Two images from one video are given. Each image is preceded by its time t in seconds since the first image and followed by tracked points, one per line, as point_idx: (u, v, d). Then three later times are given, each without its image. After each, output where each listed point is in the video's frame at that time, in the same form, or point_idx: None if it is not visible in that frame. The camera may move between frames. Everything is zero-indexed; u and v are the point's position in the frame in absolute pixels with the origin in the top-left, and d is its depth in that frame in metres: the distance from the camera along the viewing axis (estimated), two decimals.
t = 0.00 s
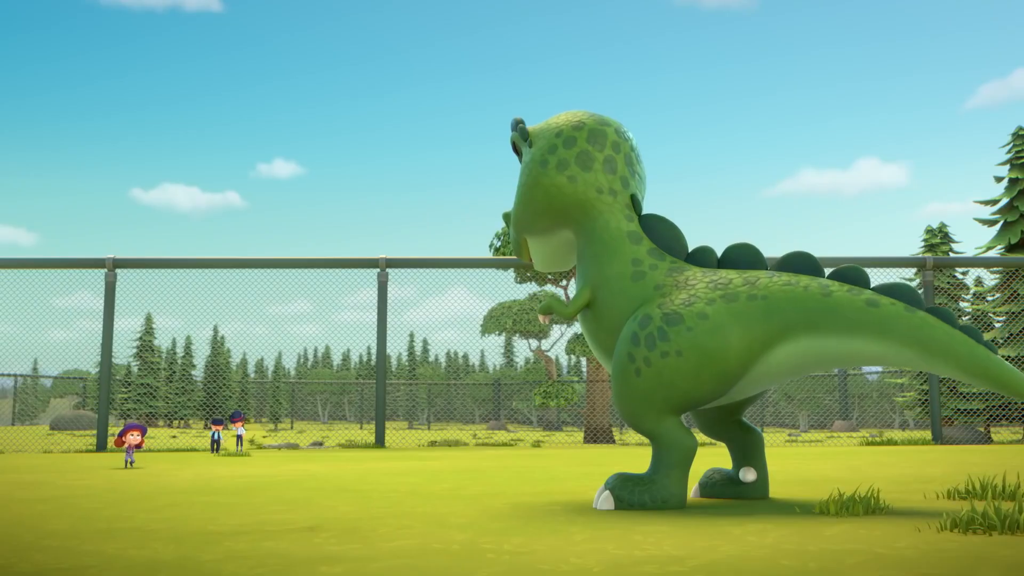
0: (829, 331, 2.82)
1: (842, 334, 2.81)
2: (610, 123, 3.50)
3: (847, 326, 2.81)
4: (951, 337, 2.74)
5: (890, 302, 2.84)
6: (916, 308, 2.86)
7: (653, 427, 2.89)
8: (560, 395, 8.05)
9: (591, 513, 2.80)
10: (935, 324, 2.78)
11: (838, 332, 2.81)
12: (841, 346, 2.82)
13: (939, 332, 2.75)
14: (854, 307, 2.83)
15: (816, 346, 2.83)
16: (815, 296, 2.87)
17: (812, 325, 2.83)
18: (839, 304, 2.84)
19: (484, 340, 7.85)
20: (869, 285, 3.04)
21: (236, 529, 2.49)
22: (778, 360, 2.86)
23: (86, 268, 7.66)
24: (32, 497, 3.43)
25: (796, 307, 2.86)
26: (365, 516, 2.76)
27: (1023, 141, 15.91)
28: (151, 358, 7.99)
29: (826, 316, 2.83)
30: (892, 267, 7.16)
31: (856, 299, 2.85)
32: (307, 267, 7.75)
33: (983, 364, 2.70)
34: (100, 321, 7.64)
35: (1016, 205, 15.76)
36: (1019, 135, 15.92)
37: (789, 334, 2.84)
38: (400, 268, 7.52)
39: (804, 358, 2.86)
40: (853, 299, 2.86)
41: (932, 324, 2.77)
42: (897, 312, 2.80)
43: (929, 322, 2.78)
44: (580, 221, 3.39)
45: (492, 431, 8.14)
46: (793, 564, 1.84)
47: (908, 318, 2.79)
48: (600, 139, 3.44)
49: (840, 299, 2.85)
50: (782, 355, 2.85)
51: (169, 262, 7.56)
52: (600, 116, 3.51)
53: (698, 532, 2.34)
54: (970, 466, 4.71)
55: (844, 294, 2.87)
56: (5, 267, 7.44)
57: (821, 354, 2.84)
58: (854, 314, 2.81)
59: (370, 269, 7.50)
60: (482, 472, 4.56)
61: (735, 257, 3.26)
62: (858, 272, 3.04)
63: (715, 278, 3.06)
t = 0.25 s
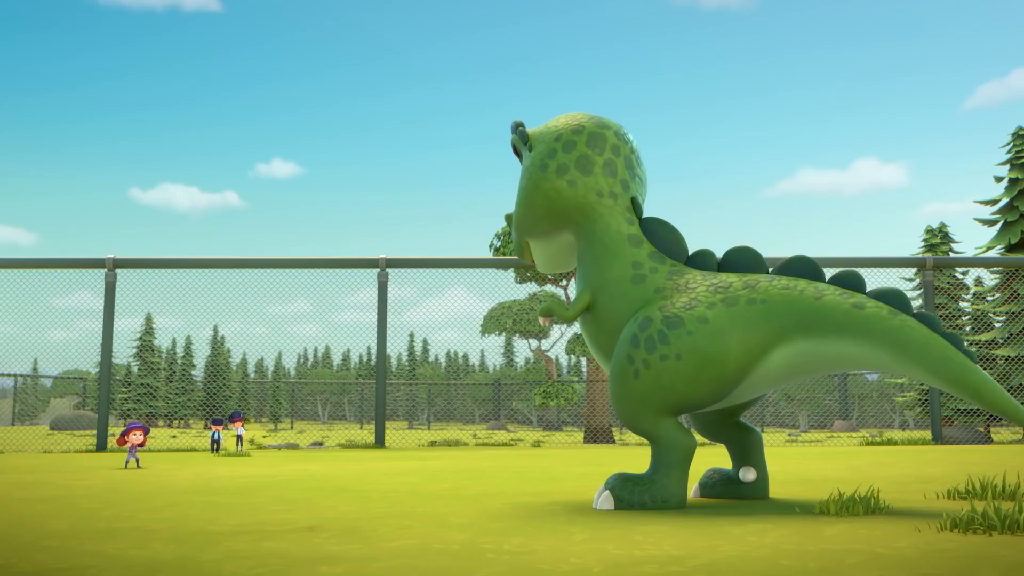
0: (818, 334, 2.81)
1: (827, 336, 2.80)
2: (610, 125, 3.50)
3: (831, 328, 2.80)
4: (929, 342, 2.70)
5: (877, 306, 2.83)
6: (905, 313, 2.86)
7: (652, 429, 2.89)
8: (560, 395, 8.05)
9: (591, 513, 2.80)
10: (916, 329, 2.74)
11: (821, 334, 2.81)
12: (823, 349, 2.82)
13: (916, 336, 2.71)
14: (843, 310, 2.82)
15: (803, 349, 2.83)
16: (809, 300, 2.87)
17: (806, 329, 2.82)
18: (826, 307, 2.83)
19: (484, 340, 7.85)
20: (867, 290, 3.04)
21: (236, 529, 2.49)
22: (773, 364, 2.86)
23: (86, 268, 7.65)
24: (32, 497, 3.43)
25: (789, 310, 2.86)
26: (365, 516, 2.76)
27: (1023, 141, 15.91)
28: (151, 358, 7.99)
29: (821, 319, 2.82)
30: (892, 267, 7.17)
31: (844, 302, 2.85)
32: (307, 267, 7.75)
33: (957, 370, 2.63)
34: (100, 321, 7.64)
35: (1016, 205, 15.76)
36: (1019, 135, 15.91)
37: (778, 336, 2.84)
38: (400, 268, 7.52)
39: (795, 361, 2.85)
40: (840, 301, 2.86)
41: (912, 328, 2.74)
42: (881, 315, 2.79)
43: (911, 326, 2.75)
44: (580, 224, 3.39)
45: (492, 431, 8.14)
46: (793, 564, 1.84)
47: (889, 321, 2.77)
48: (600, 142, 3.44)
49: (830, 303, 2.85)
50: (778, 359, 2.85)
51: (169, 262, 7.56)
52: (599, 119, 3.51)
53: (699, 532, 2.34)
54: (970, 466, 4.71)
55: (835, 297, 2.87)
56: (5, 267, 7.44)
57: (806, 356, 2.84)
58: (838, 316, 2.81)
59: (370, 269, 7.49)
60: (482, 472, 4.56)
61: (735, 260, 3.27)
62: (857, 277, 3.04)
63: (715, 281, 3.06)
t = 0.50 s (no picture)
0: (817, 336, 2.82)
1: (826, 339, 2.81)
2: (610, 127, 3.49)
3: (830, 331, 2.81)
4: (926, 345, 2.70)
5: (877, 311, 2.83)
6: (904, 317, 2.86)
7: (651, 429, 2.89)
8: (560, 395, 8.05)
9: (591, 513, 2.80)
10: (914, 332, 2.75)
11: (818, 336, 2.82)
12: (821, 352, 2.82)
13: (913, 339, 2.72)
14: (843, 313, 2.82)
15: (801, 352, 2.83)
16: (810, 304, 2.87)
17: (807, 332, 2.83)
18: (826, 310, 2.84)
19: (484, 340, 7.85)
20: (868, 295, 3.04)
21: (236, 529, 2.49)
22: (773, 367, 2.85)
23: (86, 268, 7.65)
24: (32, 497, 3.43)
25: (789, 313, 2.86)
26: (365, 516, 2.76)
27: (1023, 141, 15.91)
28: (151, 358, 8.00)
29: (822, 323, 2.82)
30: (891, 267, 7.16)
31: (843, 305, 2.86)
32: (307, 267, 7.75)
33: (951, 373, 2.64)
34: (100, 321, 7.64)
35: (1016, 205, 15.76)
36: (1019, 135, 15.91)
37: (778, 339, 2.84)
38: (400, 268, 7.52)
39: (794, 364, 2.85)
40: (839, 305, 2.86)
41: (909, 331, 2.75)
42: (879, 319, 2.80)
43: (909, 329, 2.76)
44: (580, 226, 3.39)
45: (492, 431, 8.14)
46: (793, 564, 1.84)
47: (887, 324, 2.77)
48: (600, 144, 3.44)
49: (830, 306, 2.85)
50: (778, 362, 2.85)
51: (169, 262, 7.56)
52: (599, 121, 3.50)
53: (699, 532, 2.34)
54: (970, 466, 4.71)
55: (835, 301, 2.88)
56: (5, 267, 7.44)
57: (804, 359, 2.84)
58: (837, 319, 2.81)
59: (370, 269, 7.49)
60: (482, 472, 4.57)
61: (736, 262, 3.27)
62: (857, 282, 3.04)
63: (715, 283, 3.06)
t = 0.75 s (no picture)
0: (819, 337, 2.82)
1: (831, 339, 2.80)
2: (610, 127, 3.49)
3: (833, 331, 2.81)
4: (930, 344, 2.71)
5: (881, 312, 2.84)
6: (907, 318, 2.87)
7: (651, 429, 2.89)
8: (560, 395, 8.04)
9: (591, 513, 2.80)
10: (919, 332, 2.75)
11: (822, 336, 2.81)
12: (824, 352, 2.82)
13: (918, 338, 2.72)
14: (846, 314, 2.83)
15: (805, 352, 2.83)
16: (813, 304, 2.87)
17: (809, 332, 2.82)
18: (830, 310, 2.84)
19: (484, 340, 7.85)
20: (868, 296, 3.04)
21: (236, 529, 2.49)
22: (775, 367, 2.85)
23: (86, 268, 7.65)
24: (32, 497, 3.43)
25: (793, 314, 2.86)
26: (365, 516, 2.76)
27: (1023, 141, 15.91)
28: (151, 358, 8.00)
29: (824, 323, 2.82)
30: (892, 266, 7.17)
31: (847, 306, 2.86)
32: (307, 267, 7.75)
33: (956, 370, 2.64)
34: (100, 321, 7.64)
35: (1016, 205, 15.76)
36: (1019, 135, 15.91)
37: (781, 339, 2.83)
38: (400, 268, 7.51)
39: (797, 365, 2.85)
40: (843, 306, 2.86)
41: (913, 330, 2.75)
42: (884, 320, 2.80)
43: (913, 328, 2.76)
44: (581, 226, 3.39)
45: (492, 431, 8.15)
46: (793, 564, 1.84)
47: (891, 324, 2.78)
48: (600, 145, 3.44)
49: (834, 308, 2.85)
50: (780, 362, 2.85)
51: (169, 262, 7.56)
52: (600, 121, 3.50)
53: (699, 532, 2.34)
54: (970, 466, 4.71)
55: (839, 302, 2.88)
56: (4, 267, 7.44)
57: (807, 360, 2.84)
58: (841, 319, 2.82)
59: (370, 269, 7.49)
60: (482, 472, 4.57)
61: (736, 262, 3.27)
62: (858, 283, 3.04)
63: (715, 283, 3.06)
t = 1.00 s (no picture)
0: (824, 335, 2.82)
1: (839, 340, 2.81)
2: (610, 127, 3.49)
3: (841, 329, 2.82)
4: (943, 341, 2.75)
5: (889, 311, 2.86)
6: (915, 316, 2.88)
7: (651, 429, 2.89)
8: (560, 395, 8.04)
9: (591, 513, 2.80)
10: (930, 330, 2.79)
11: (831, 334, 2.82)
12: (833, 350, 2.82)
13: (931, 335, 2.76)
14: (854, 313, 2.84)
15: (811, 351, 2.83)
16: (817, 304, 2.88)
17: (813, 332, 2.83)
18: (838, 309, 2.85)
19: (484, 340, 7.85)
20: (869, 295, 3.04)
21: (236, 529, 2.49)
22: (777, 367, 2.85)
23: (86, 268, 7.65)
24: (32, 497, 3.43)
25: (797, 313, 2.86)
26: (365, 516, 2.76)
27: (1023, 141, 15.91)
28: (151, 358, 8.00)
29: (828, 323, 2.83)
30: (892, 266, 7.16)
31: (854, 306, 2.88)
32: (307, 267, 7.74)
33: (971, 365, 2.69)
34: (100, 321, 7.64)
35: (1016, 205, 15.77)
36: (1018, 135, 15.91)
37: (786, 338, 2.83)
38: (400, 268, 7.51)
39: (803, 364, 2.85)
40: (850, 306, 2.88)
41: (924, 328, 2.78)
42: (893, 319, 2.82)
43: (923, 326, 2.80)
44: (581, 226, 3.39)
45: (492, 431, 8.15)
46: (792, 564, 1.84)
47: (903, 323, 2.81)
48: (600, 144, 3.44)
49: (841, 307, 2.86)
50: (782, 362, 2.84)
51: (169, 262, 7.56)
52: (600, 121, 3.50)
53: (699, 532, 2.34)
54: (970, 466, 4.71)
55: (845, 301, 2.89)
56: (4, 267, 7.44)
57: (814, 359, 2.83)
58: (849, 318, 2.83)
59: (370, 269, 7.49)
60: (482, 472, 4.57)
61: (736, 261, 3.28)
62: (859, 282, 3.04)
63: (715, 283, 3.06)
